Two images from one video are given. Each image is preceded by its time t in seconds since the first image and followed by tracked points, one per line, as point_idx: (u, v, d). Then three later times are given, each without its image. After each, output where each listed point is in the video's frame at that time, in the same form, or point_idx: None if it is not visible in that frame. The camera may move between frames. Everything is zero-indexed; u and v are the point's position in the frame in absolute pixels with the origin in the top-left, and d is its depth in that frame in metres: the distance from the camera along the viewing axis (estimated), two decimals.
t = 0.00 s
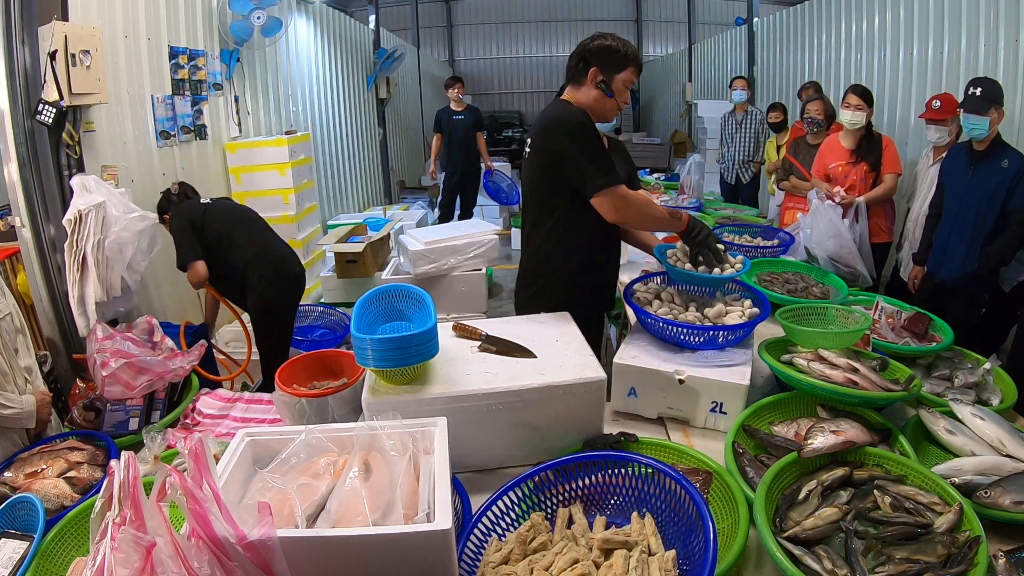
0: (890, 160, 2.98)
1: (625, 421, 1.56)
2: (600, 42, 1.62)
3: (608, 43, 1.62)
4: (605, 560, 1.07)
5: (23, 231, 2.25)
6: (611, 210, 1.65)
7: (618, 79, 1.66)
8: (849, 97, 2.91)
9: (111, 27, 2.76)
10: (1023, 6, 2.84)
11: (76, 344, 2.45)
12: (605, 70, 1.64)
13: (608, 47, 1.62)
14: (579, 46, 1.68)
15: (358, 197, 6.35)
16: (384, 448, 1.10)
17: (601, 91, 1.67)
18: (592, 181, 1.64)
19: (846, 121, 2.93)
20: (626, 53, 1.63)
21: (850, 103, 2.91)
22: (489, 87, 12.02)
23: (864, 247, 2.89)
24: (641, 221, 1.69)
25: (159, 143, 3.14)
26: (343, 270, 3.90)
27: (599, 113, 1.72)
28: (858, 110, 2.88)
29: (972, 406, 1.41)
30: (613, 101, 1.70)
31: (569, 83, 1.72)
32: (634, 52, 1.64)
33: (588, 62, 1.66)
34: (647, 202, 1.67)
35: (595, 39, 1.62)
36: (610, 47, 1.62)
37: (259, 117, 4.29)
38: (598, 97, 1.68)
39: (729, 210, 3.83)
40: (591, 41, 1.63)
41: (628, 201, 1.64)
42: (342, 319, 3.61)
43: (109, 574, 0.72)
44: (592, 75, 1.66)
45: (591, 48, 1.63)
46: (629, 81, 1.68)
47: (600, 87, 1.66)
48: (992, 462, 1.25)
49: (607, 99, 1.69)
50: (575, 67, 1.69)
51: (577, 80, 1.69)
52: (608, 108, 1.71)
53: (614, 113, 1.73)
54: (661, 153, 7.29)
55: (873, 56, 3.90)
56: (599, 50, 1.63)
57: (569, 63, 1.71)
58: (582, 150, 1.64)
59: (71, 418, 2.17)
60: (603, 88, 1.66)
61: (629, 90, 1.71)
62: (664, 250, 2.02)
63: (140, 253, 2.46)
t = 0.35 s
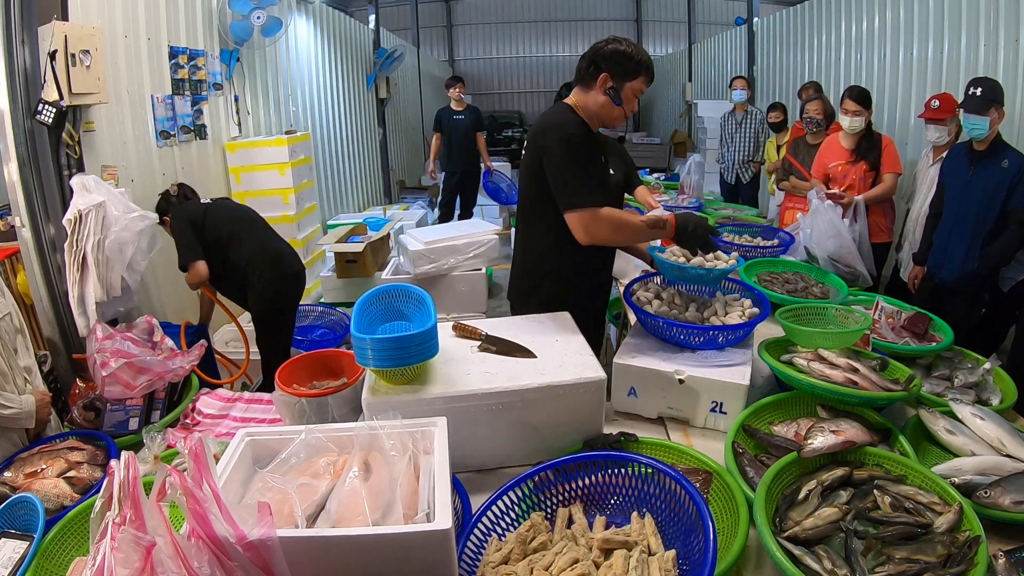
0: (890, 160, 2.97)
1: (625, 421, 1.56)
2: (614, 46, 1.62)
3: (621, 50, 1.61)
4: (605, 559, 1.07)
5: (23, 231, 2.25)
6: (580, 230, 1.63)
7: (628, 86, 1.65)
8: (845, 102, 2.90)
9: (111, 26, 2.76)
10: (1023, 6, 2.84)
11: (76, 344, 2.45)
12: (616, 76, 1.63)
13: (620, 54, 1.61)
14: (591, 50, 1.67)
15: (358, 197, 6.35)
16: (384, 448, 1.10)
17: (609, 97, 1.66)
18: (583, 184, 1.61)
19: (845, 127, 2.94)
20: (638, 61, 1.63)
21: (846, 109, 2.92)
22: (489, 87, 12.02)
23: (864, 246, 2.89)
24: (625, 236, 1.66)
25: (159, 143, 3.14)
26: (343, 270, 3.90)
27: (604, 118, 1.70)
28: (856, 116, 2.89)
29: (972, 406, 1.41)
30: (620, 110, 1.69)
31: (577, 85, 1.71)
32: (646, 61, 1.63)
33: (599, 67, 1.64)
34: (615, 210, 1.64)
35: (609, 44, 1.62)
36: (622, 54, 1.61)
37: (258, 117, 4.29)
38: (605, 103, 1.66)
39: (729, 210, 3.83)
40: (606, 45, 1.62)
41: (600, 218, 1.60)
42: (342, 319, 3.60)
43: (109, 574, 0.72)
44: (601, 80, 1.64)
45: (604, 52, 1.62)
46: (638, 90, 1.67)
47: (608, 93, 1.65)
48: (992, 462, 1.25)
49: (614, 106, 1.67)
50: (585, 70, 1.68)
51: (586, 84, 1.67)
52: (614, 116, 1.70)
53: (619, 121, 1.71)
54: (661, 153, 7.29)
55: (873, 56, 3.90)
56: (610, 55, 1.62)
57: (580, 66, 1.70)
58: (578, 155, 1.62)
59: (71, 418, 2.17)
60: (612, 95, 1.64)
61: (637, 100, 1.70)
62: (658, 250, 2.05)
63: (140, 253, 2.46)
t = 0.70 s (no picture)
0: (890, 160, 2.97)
1: (625, 421, 1.56)
2: (617, 47, 1.60)
3: (624, 49, 1.60)
4: (605, 560, 1.07)
5: (23, 231, 2.25)
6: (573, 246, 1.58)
7: (631, 87, 1.65)
8: (844, 106, 2.91)
9: (111, 26, 2.75)
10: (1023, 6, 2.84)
11: (76, 344, 2.45)
12: (620, 79, 1.63)
13: (624, 55, 1.60)
14: (591, 49, 1.63)
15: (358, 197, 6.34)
16: (384, 448, 1.10)
17: (613, 99, 1.65)
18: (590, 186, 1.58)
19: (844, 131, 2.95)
20: (640, 61, 1.63)
21: (845, 113, 2.93)
22: (490, 87, 12.02)
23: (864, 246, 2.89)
24: (610, 275, 1.61)
25: (159, 143, 3.14)
26: (343, 270, 3.90)
27: (607, 120, 1.70)
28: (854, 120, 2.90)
29: (972, 406, 1.40)
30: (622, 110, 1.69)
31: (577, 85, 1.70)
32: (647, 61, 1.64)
33: (602, 69, 1.62)
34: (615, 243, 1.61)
35: (612, 46, 1.60)
36: (625, 55, 1.60)
37: (258, 117, 4.29)
38: (610, 106, 1.66)
39: (729, 210, 3.83)
40: (608, 43, 1.60)
41: (600, 241, 1.56)
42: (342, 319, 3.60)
43: (109, 574, 0.72)
44: (606, 84, 1.63)
45: (608, 52, 1.59)
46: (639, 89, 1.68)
47: (613, 95, 1.64)
48: (992, 462, 1.25)
49: (619, 108, 1.67)
50: (587, 72, 1.65)
51: (589, 86, 1.66)
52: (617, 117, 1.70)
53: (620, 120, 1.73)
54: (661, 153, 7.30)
55: (874, 56, 3.90)
56: (614, 58, 1.60)
57: (578, 65, 1.67)
58: (586, 156, 1.58)
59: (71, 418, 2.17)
60: (617, 98, 1.64)
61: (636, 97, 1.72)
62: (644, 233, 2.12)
63: (140, 253, 2.46)
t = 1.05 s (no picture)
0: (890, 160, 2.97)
1: (625, 421, 1.56)
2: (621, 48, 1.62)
3: (623, 48, 1.64)
4: (605, 560, 1.07)
5: (23, 231, 2.25)
6: (582, 248, 1.58)
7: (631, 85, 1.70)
8: (844, 107, 2.91)
9: (111, 26, 2.75)
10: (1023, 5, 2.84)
11: (76, 344, 2.45)
12: (625, 78, 1.66)
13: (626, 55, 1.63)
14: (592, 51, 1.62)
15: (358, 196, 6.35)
16: (384, 448, 1.10)
17: (617, 99, 1.70)
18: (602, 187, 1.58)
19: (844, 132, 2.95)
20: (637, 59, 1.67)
21: (846, 113, 2.93)
22: (490, 87, 12.02)
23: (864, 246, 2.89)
24: (612, 277, 1.60)
25: (159, 143, 3.14)
26: (343, 270, 3.90)
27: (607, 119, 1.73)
28: (855, 121, 2.89)
29: (972, 406, 1.41)
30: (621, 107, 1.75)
31: (576, 85, 1.69)
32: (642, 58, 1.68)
33: (610, 70, 1.64)
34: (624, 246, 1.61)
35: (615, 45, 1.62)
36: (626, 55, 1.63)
37: (259, 117, 4.29)
38: (615, 105, 1.71)
39: (729, 210, 3.83)
40: (611, 43, 1.62)
41: (611, 243, 1.56)
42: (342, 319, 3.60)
43: (109, 574, 0.72)
44: (613, 85, 1.66)
45: (613, 52, 1.61)
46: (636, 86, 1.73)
47: (618, 95, 1.69)
48: (992, 462, 1.25)
49: (618, 107, 1.72)
50: (593, 74, 1.64)
51: (593, 88, 1.66)
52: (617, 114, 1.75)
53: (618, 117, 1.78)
54: (661, 153, 7.30)
55: (874, 56, 3.90)
56: (619, 57, 1.63)
57: (579, 66, 1.66)
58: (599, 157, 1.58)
59: (71, 418, 2.17)
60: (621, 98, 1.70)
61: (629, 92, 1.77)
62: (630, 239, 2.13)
63: (140, 253, 2.47)
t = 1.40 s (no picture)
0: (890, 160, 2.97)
1: (625, 421, 1.56)
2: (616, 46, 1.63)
3: (617, 46, 1.64)
4: (605, 560, 1.07)
5: (23, 231, 2.25)
6: (588, 244, 1.57)
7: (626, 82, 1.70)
8: (844, 107, 2.91)
9: (111, 26, 2.75)
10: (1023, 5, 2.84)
11: (76, 344, 2.45)
12: (620, 75, 1.67)
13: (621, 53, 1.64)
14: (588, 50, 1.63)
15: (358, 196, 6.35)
16: (384, 448, 1.10)
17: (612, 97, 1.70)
18: (605, 187, 1.58)
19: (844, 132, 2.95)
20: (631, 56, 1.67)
21: (846, 113, 2.93)
22: (490, 87, 12.02)
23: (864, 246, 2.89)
24: (616, 273, 1.60)
25: (159, 143, 3.14)
26: (343, 270, 3.90)
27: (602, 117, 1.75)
28: (855, 120, 2.89)
29: (972, 406, 1.41)
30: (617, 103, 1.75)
31: (573, 84, 1.69)
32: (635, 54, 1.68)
33: (605, 68, 1.64)
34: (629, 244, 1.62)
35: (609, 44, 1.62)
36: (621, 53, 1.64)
37: (259, 117, 4.29)
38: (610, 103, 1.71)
39: (729, 210, 3.83)
40: (606, 42, 1.62)
41: (617, 240, 1.56)
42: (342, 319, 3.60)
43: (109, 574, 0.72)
44: (610, 82, 1.67)
45: (608, 51, 1.62)
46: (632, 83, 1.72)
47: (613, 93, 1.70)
48: (992, 462, 1.25)
49: (613, 105, 1.73)
50: (590, 71, 1.65)
51: (589, 85, 1.67)
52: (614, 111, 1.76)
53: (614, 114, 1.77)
54: (661, 152, 7.30)
55: (874, 56, 3.90)
56: (614, 55, 1.63)
57: (575, 65, 1.66)
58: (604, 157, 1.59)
59: (71, 418, 2.17)
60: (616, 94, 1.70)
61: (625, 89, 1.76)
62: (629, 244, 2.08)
63: (140, 253, 2.47)
